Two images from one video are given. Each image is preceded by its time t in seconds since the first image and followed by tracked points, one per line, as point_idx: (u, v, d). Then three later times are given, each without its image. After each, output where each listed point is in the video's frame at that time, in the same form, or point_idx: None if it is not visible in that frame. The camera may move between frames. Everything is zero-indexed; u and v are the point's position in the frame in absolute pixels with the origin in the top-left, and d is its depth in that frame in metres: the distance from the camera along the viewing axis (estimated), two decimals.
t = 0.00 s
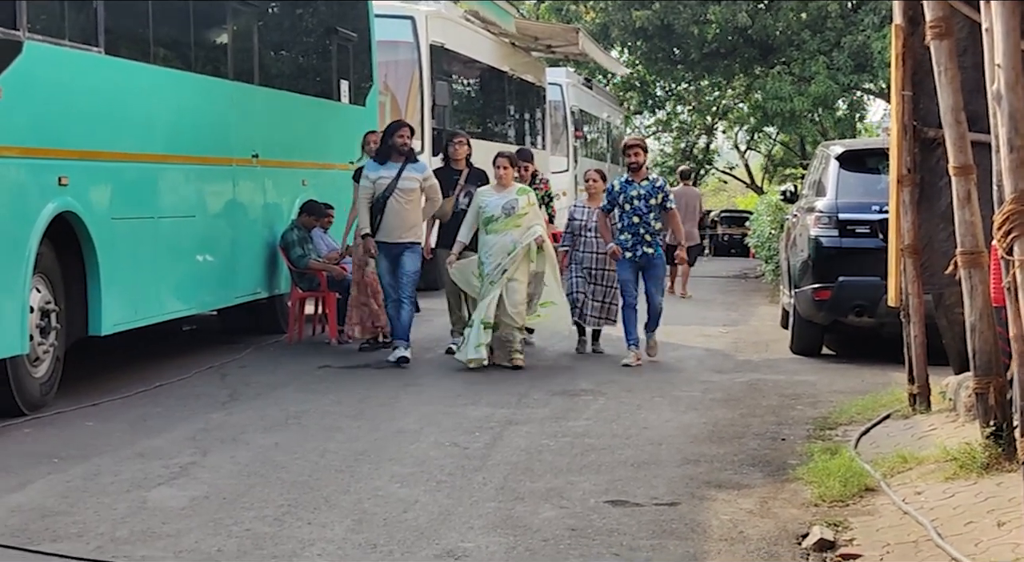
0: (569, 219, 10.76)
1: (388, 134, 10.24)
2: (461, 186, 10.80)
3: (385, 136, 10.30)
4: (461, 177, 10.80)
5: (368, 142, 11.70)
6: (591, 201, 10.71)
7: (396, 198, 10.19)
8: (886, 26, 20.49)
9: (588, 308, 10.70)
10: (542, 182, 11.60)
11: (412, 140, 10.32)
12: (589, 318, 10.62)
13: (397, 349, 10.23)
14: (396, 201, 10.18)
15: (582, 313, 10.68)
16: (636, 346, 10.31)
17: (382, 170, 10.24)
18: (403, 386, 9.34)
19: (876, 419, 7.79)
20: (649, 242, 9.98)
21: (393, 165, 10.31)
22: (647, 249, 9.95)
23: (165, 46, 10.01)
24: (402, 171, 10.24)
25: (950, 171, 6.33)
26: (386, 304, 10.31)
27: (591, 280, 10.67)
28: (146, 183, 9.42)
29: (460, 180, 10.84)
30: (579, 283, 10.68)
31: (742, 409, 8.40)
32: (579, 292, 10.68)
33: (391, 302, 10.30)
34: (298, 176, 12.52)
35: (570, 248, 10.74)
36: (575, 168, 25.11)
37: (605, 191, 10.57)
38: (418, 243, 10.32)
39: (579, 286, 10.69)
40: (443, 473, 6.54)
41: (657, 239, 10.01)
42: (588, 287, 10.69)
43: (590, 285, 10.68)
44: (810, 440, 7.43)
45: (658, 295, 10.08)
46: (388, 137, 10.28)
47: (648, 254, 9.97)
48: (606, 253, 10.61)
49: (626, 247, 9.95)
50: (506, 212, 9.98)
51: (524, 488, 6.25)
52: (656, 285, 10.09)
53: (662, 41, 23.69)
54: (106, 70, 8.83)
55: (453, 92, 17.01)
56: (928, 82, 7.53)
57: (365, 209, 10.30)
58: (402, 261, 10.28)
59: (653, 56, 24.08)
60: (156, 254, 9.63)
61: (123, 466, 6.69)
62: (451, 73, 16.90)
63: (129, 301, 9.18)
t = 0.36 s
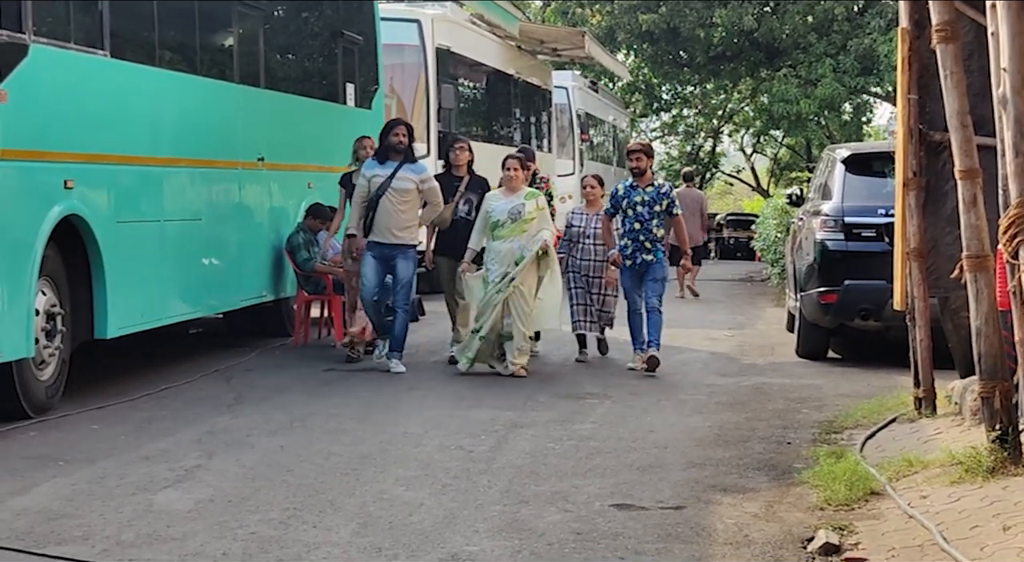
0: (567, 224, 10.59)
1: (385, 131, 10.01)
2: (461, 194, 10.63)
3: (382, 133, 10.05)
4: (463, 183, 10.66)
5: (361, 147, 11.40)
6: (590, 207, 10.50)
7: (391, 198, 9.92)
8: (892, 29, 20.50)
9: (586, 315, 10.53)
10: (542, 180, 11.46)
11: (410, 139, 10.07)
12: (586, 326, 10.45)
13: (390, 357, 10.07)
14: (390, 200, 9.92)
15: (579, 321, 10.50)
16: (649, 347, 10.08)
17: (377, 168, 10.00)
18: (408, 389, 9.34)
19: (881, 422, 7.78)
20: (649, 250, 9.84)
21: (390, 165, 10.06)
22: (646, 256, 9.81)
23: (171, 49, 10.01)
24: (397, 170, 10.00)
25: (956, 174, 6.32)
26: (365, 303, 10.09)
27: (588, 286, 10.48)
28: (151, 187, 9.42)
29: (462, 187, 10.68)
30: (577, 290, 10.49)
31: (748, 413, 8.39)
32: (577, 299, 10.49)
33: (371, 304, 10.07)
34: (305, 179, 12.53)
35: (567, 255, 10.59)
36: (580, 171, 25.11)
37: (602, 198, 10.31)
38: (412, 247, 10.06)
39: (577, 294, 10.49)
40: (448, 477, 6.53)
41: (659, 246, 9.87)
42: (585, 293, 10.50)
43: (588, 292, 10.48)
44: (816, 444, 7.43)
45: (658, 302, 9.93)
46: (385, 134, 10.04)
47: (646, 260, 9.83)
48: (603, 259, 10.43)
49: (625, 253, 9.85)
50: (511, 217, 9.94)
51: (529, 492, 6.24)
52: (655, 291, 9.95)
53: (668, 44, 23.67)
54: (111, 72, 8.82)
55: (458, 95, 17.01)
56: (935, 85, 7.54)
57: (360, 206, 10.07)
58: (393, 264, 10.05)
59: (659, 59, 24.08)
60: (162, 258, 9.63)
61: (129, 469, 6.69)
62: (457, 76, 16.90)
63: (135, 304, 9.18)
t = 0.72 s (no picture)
0: (567, 223, 10.38)
1: (368, 133, 9.90)
2: (455, 190, 10.37)
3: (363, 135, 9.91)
4: (454, 179, 10.44)
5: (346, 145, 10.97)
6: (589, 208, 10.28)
7: (380, 202, 9.80)
8: (894, 29, 20.70)
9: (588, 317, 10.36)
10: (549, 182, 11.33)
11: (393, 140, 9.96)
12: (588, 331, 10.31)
13: (351, 364, 9.75)
14: (377, 206, 9.80)
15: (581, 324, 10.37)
16: (648, 358, 9.97)
17: (361, 174, 9.84)
18: (410, 389, 9.32)
19: (884, 422, 7.76)
20: (659, 248, 9.64)
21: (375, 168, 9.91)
22: (655, 255, 9.60)
23: (173, 48, 9.98)
24: (383, 174, 9.84)
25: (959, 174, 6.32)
26: (355, 309, 9.79)
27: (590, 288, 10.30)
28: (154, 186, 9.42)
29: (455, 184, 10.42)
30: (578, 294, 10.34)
31: (751, 412, 8.39)
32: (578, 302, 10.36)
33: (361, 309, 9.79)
34: (307, 179, 12.54)
35: (569, 256, 10.37)
36: (583, 170, 25.10)
37: (602, 198, 10.19)
38: (405, 254, 9.99)
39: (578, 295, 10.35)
40: (451, 476, 6.53)
41: (666, 246, 9.67)
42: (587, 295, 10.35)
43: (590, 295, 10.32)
44: (818, 443, 7.42)
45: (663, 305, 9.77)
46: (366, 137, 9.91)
47: (655, 259, 9.63)
48: (603, 261, 10.23)
49: (633, 250, 9.63)
50: (509, 220, 9.66)
51: (531, 491, 6.23)
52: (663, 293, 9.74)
53: (671, 43, 23.68)
54: (112, 71, 8.80)
55: (461, 93, 17.02)
56: (937, 84, 7.52)
57: (347, 214, 9.90)
58: (386, 270, 9.96)
59: (662, 58, 24.08)
60: (164, 257, 9.63)
61: (131, 468, 6.68)
62: (459, 74, 16.91)
63: (137, 303, 9.17)
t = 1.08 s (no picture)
0: (578, 224, 10.27)
1: (363, 130, 9.60)
2: (446, 194, 10.20)
3: (356, 131, 9.63)
4: (448, 182, 10.27)
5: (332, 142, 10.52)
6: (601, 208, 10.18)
7: (373, 198, 9.61)
8: (905, 30, 20.54)
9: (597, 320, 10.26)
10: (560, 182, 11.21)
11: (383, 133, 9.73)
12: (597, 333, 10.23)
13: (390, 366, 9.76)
14: (372, 202, 9.60)
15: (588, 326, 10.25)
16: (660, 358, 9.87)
17: (354, 169, 9.64)
18: (420, 391, 9.33)
19: (894, 424, 7.77)
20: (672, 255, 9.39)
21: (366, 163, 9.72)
22: (669, 263, 9.36)
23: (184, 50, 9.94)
24: (376, 168, 9.66)
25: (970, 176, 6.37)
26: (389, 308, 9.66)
27: (602, 290, 10.23)
28: (164, 188, 9.43)
29: (446, 188, 10.25)
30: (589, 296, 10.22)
31: (761, 414, 8.39)
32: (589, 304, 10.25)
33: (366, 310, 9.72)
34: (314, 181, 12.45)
35: (580, 257, 10.27)
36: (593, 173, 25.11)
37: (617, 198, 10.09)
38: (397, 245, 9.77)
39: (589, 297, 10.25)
40: (462, 478, 6.53)
41: (680, 252, 9.43)
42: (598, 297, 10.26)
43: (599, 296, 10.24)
44: (828, 445, 7.42)
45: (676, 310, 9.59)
46: (355, 135, 9.63)
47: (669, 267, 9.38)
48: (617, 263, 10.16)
49: (647, 258, 9.37)
50: (513, 218, 9.50)
51: (542, 493, 6.24)
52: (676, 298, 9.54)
53: (681, 45, 23.70)
54: (123, 72, 8.82)
55: (471, 95, 17.04)
56: (947, 86, 7.57)
57: (335, 210, 9.69)
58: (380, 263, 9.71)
59: (672, 61, 24.10)
60: (174, 260, 9.64)
61: (142, 469, 6.70)
62: (469, 76, 16.92)
63: (147, 305, 9.18)
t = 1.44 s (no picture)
0: (579, 233, 10.15)
1: (368, 135, 9.31)
2: (440, 194, 9.94)
3: (360, 137, 9.34)
4: (440, 182, 9.96)
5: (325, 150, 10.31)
6: (602, 213, 10.09)
7: (371, 205, 9.36)
8: (910, 31, 20.58)
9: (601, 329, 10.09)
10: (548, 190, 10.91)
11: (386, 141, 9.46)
12: (603, 342, 10.03)
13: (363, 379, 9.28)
14: (371, 209, 9.35)
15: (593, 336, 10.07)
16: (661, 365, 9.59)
17: (354, 174, 9.38)
18: (423, 393, 9.32)
19: (898, 426, 7.76)
20: (670, 255, 9.24)
21: (368, 169, 9.44)
22: (667, 262, 9.20)
23: (188, 53, 9.96)
24: (377, 176, 9.41)
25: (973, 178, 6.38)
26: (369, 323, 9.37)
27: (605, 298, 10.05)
28: (167, 190, 9.43)
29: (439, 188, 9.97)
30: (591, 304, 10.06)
31: (765, 416, 8.38)
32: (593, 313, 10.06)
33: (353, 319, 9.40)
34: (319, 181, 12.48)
35: (580, 266, 10.12)
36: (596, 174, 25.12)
37: (618, 201, 9.97)
38: (390, 256, 9.50)
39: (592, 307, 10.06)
40: (465, 480, 6.53)
41: (679, 250, 9.25)
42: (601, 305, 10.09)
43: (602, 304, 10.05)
44: (832, 447, 7.42)
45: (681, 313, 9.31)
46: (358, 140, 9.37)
47: (667, 266, 9.22)
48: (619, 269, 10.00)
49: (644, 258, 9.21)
50: (516, 222, 9.27)
51: (545, 495, 6.24)
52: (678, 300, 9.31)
53: (684, 47, 23.72)
54: (126, 73, 8.82)
55: (474, 97, 17.04)
56: (952, 88, 7.53)
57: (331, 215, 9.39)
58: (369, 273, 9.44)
59: (675, 63, 24.13)
60: (178, 261, 9.64)
61: (146, 470, 6.71)
62: (473, 79, 16.93)
63: (151, 307, 9.19)
